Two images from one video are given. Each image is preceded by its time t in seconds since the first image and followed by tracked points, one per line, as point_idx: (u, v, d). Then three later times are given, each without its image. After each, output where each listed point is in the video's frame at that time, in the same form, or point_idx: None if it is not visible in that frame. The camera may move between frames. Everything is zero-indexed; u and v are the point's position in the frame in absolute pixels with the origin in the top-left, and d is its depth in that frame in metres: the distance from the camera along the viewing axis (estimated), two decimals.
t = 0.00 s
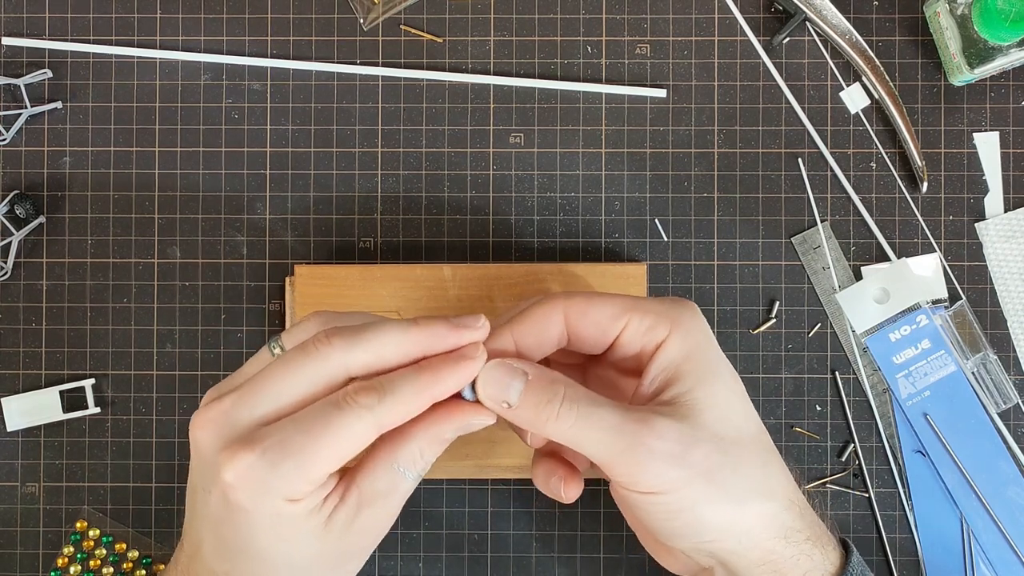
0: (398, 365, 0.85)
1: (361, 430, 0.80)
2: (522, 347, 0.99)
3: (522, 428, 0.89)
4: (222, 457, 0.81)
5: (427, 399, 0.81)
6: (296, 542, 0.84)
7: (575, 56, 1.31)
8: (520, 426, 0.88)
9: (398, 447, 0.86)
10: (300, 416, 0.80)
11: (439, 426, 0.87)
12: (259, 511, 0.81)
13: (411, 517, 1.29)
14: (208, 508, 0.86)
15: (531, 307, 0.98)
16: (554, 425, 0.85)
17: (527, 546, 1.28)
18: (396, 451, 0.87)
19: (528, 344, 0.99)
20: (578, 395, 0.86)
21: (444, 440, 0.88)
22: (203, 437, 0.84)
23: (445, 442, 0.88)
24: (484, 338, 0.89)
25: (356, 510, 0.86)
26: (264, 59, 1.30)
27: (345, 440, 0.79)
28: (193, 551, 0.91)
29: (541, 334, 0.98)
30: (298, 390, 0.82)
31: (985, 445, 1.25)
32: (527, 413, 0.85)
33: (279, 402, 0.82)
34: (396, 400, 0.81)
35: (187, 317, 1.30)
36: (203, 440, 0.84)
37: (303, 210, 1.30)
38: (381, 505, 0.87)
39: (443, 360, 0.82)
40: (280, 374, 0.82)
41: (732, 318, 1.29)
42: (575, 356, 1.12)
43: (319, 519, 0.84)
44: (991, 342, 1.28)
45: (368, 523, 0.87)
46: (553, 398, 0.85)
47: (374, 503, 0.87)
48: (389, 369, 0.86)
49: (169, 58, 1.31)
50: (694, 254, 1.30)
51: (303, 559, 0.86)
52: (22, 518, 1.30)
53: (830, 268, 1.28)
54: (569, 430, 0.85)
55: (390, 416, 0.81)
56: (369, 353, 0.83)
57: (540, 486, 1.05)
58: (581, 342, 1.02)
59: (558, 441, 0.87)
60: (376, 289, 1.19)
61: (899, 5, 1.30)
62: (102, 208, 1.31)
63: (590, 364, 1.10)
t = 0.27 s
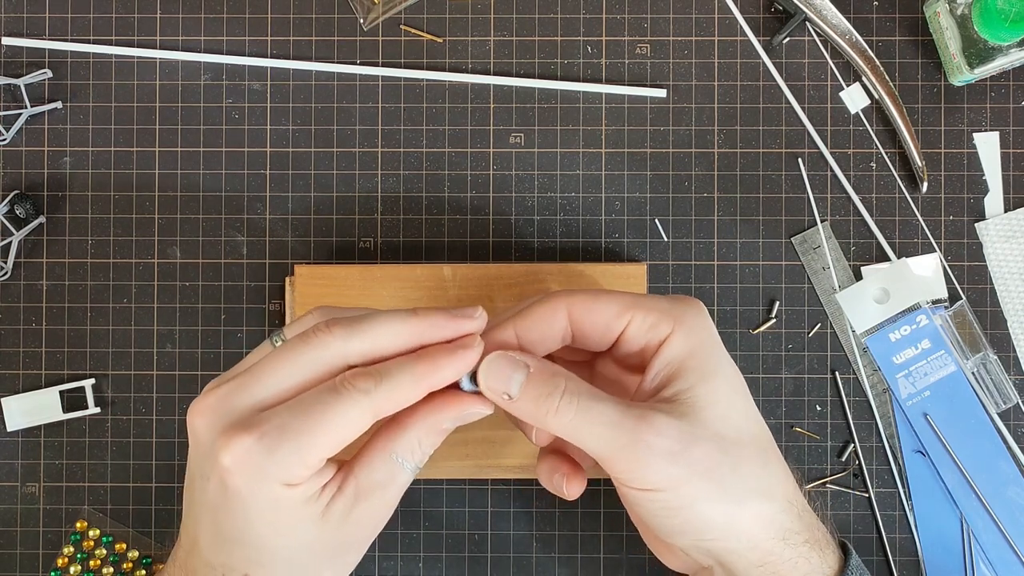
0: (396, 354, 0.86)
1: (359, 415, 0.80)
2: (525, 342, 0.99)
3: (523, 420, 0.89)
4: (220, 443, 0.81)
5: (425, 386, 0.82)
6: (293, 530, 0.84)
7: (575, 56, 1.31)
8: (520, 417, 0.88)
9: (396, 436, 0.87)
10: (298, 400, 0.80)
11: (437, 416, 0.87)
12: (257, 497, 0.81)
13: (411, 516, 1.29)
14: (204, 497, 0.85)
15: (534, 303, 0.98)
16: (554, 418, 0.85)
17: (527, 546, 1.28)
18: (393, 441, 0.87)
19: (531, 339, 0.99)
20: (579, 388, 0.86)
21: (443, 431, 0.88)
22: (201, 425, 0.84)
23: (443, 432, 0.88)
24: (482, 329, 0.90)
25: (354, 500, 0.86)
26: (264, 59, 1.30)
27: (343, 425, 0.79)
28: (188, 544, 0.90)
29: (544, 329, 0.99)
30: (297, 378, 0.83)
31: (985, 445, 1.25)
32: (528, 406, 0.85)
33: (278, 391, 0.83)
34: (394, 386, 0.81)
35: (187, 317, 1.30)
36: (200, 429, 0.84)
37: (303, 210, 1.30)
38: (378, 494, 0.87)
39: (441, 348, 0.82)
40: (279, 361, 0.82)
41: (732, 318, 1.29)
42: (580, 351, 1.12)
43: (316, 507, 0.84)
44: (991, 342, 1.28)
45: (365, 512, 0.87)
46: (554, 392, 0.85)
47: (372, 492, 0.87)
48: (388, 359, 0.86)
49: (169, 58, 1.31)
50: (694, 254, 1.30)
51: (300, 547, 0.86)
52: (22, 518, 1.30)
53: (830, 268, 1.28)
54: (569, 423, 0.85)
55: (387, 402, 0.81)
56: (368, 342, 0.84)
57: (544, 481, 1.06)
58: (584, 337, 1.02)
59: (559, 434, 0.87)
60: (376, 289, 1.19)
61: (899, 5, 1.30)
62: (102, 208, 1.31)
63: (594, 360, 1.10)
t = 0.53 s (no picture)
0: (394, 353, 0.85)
1: (357, 414, 0.80)
2: (523, 345, 0.98)
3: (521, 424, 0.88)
4: (219, 445, 0.81)
5: (422, 386, 0.81)
6: (293, 529, 0.84)
7: (575, 56, 1.31)
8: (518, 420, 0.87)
9: (396, 437, 0.86)
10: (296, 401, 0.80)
11: (437, 416, 0.86)
12: (256, 498, 0.82)
13: (411, 516, 1.29)
14: (204, 499, 0.86)
15: (532, 305, 0.98)
16: (553, 422, 0.85)
17: (527, 546, 1.28)
18: (393, 441, 0.86)
19: (529, 342, 0.98)
20: (578, 392, 0.85)
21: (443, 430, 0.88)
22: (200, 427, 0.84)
23: (444, 431, 0.88)
24: (480, 329, 0.89)
25: (354, 499, 0.87)
26: (264, 59, 1.30)
27: (341, 424, 0.79)
28: (190, 546, 0.90)
29: (543, 331, 0.98)
30: (296, 377, 0.83)
31: (985, 445, 1.25)
32: (527, 410, 0.84)
33: (277, 391, 0.83)
34: (391, 386, 0.80)
35: (187, 318, 1.30)
36: (199, 430, 0.84)
37: (303, 210, 1.30)
38: (378, 493, 0.88)
39: (438, 346, 0.81)
40: (277, 362, 0.82)
41: (732, 318, 1.29)
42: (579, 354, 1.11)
43: (316, 507, 0.84)
44: (991, 342, 1.28)
45: (365, 511, 0.87)
46: (553, 397, 0.84)
47: (372, 491, 0.87)
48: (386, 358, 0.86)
49: (169, 58, 1.31)
50: (694, 254, 1.30)
51: (300, 547, 0.86)
52: (22, 518, 1.30)
53: (830, 268, 1.28)
54: (567, 428, 0.85)
55: (385, 402, 0.81)
56: (366, 342, 0.84)
57: (544, 481, 1.06)
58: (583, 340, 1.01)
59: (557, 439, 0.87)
60: (376, 289, 1.19)
61: (899, 5, 1.30)
62: (102, 208, 1.31)
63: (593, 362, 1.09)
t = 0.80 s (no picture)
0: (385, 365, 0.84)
1: (338, 426, 0.79)
2: (518, 369, 0.96)
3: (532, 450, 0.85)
4: (201, 446, 0.83)
5: (411, 402, 0.80)
6: (274, 543, 0.85)
7: (575, 56, 1.31)
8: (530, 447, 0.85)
9: (392, 476, 0.84)
10: (279, 409, 0.81)
11: (434, 455, 0.83)
12: (237, 507, 0.83)
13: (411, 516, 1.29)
14: (191, 500, 0.87)
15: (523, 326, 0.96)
16: (564, 446, 0.83)
17: (527, 546, 1.28)
18: (390, 478, 0.84)
19: (522, 365, 0.96)
20: (586, 413, 0.84)
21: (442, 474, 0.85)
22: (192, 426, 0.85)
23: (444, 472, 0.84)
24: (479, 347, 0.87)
25: (340, 524, 0.86)
26: (264, 59, 1.30)
27: (323, 437, 0.80)
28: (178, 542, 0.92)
29: (536, 352, 0.96)
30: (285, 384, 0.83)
31: (985, 445, 1.25)
32: (540, 434, 0.82)
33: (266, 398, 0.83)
34: (375, 399, 0.80)
35: (187, 317, 1.30)
36: (191, 430, 0.85)
37: (303, 210, 1.30)
38: (368, 528, 0.85)
39: (431, 363, 0.80)
40: (266, 367, 0.83)
41: (732, 318, 1.29)
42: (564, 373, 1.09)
43: (298, 523, 0.85)
44: (991, 342, 1.28)
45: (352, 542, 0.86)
46: (561, 420, 0.83)
47: (360, 519, 0.86)
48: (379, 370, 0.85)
49: (169, 58, 1.31)
50: (694, 254, 1.29)
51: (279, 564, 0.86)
52: (22, 518, 1.30)
53: (830, 268, 1.28)
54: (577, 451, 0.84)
55: (371, 417, 0.80)
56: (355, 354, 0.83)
57: (535, 497, 1.05)
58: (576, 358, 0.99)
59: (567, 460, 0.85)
60: (376, 289, 1.19)
61: (899, 5, 1.30)
62: (101, 208, 1.31)
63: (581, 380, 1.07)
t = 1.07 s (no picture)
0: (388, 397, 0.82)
1: (338, 463, 0.78)
2: (508, 390, 0.93)
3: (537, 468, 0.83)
4: (196, 468, 0.82)
5: (414, 441, 0.78)
6: (271, 563, 0.85)
7: (575, 56, 1.31)
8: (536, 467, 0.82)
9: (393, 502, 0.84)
10: (275, 437, 0.79)
11: (433, 480, 0.82)
12: (234, 525, 0.83)
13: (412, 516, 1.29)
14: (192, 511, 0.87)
15: (509, 346, 0.92)
16: (570, 460, 0.82)
17: (527, 546, 1.28)
18: (391, 505, 0.84)
19: (513, 385, 0.93)
20: (587, 425, 0.83)
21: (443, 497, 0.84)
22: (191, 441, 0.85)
23: (446, 496, 0.84)
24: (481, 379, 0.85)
25: (336, 550, 0.85)
26: (264, 59, 1.30)
27: (321, 471, 0.78)
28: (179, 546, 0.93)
29: (525, 372, 0.92)
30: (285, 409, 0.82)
31: (985, 445, 1.25)
32: (547, 454, 0.80)
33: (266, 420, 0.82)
34: (378, 438, 0.78)
35: (187, 318, 1.30)
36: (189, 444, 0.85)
37: (303, 210, 1.30)
38: (365, 555, 0.85)
39: (436, 404, 0.78)
40: (267, 391, 0.81)
41: (732, 318, 1.29)
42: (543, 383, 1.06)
43: (295, 545, 0.84)
44: (991, 342, 1.28)
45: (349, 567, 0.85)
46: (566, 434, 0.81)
47: (358, 546, 0.85)
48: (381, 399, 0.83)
49: (169, 58, 1.31)
50: (694, 254, 1.30)
51: None
52: (22, 518, 1.30)
53: (830, 268, 1.28)
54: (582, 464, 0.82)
55: (371, 452, 0.78)
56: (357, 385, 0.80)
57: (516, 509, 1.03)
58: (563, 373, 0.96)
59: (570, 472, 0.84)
60: (376, 289, 1.19)
61: (899, 5, 1.30)
62: (102, 208, 1.31)
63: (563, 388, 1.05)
